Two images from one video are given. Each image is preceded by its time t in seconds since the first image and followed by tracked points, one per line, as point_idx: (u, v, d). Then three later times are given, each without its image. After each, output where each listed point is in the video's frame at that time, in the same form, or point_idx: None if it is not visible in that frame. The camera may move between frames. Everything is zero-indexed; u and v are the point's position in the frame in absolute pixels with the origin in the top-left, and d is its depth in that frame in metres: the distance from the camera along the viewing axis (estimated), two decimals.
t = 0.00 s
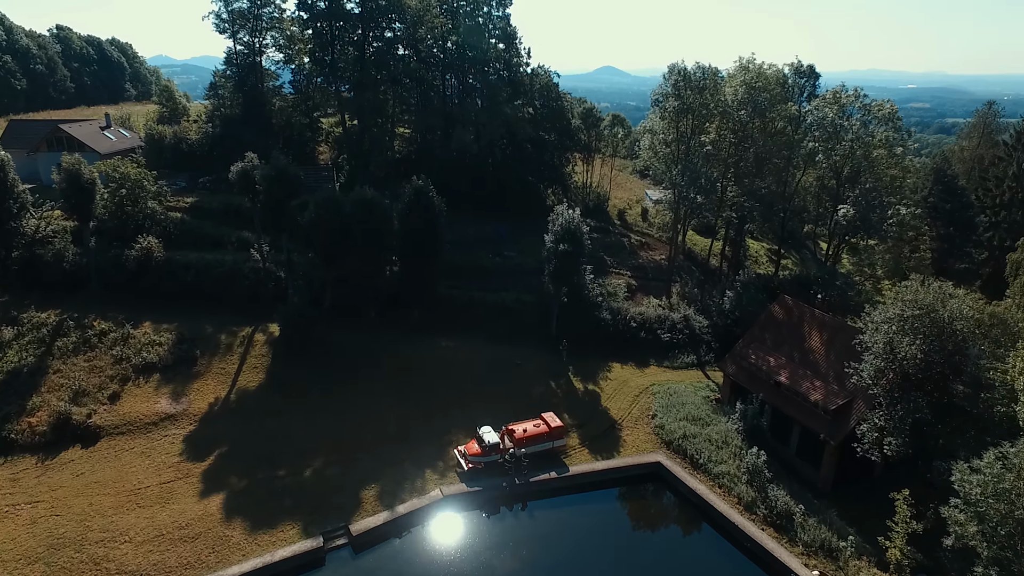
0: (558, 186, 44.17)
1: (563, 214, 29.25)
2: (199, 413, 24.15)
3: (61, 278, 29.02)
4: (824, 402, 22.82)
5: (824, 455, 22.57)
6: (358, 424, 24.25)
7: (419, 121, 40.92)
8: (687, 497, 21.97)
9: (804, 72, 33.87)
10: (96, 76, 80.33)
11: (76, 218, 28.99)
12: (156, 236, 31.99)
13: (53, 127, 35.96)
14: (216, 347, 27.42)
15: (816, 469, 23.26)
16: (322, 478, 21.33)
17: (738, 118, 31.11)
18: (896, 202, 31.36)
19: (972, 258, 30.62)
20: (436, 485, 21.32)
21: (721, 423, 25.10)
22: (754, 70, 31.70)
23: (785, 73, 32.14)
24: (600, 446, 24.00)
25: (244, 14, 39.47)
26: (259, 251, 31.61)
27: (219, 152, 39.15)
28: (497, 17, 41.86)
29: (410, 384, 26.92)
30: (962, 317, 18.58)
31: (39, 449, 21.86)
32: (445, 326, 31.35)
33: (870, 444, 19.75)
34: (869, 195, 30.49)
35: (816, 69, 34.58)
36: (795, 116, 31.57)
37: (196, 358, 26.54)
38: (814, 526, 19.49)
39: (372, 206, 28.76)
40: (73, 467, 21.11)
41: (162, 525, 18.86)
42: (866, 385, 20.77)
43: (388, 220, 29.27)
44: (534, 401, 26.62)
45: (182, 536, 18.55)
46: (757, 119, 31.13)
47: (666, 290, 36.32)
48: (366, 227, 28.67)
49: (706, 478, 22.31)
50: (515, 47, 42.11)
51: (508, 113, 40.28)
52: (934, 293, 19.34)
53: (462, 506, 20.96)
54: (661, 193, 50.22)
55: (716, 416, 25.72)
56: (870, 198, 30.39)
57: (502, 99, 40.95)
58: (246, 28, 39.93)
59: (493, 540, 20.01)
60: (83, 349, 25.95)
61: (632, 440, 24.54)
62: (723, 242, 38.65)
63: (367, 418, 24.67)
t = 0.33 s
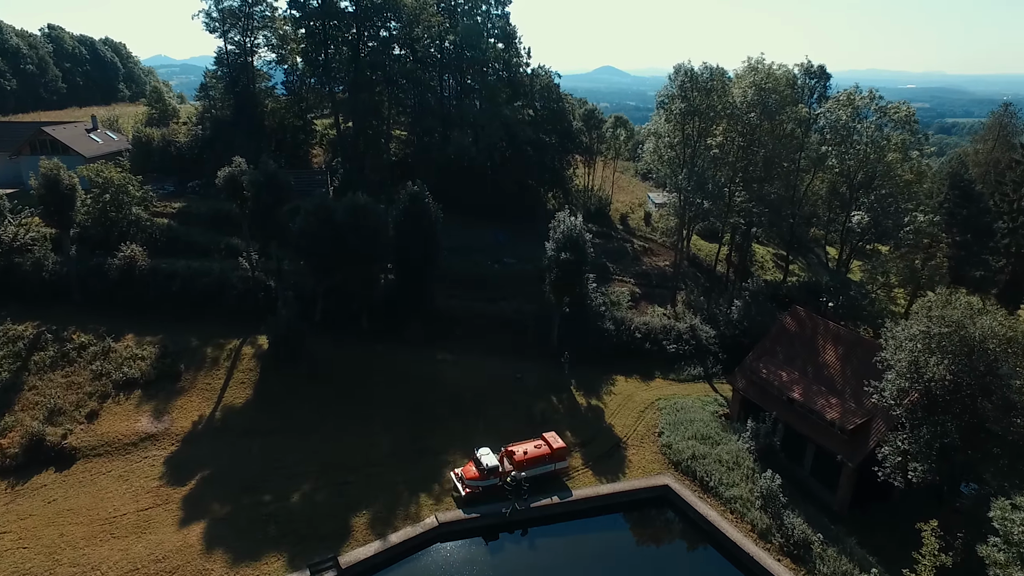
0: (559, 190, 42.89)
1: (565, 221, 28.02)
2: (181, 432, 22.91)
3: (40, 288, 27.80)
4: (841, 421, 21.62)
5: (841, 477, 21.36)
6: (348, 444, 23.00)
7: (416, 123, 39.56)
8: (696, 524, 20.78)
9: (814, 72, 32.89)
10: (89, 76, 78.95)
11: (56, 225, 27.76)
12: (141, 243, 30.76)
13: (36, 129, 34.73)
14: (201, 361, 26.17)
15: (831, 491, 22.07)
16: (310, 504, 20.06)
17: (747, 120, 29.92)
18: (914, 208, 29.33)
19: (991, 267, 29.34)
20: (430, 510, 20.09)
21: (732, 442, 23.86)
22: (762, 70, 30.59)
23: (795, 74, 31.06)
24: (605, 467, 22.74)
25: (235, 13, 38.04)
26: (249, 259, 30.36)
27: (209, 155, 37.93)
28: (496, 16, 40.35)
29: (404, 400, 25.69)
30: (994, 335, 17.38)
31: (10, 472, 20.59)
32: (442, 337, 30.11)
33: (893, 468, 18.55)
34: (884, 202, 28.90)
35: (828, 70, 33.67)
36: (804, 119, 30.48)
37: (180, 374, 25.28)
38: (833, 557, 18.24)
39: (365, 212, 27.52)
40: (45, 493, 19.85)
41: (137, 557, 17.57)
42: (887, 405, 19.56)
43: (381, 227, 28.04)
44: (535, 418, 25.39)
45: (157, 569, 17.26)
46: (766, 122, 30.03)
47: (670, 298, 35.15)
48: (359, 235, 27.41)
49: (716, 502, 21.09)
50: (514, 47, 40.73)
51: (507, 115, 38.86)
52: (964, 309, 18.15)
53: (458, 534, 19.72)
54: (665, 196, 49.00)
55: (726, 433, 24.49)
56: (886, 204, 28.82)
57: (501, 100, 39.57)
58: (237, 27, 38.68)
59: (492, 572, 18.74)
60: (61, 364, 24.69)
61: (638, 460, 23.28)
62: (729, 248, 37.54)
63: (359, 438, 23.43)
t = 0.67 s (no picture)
0: (560, 194, 41.68)
1: (567, 229, 26.66)
2: (162, 455, 21.60)
3: (17, 299, 26.45)
4: (861, 443, 20.35)
5: (861, 503, 20.11)
6: (339, 467, 21.68)
7: (412, 125, 37.96)
8: (708, 553, 19.53)
9: (827, 74, 31.48)
10: (81, 76, 77.54)
11: (32, 234, 26.40)
12: (125, 251, 29.45)
13: (17, 132, 33.43)
14: (185, 377, 24.85)
15: (851, 517, 20.82)
16: (297, 534, 18.68)
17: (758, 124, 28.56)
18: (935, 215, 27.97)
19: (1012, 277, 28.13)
20: (425, 541, 18.76)
21: (744, 464, 22.58)
22: (773, 71, 29.81)
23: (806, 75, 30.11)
24: (611, 492, 21.44)
25: (225, 11, 36.36)
26: (236, 268, 29.06)
27: (198, 159, 36.65)
28: (495, 14, 38.88)
29: (399, 419, 24.38)
30: None
31: None
32: (439, 350, 28.82)
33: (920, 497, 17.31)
34: (903, 208, 27.28)
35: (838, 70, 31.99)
36: (817, 121, 29.14)
37: (162, 391, 23.97)
38: None
39: (357, 220, 26.20)
40: (12, 523, 18.51)
41: None
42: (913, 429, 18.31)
43: (375, 234, 26.75)
44: (536, 437, 24.10)
45: None
46: (777, 125, 28.86)
47: (676, 307, 33.92)
48: (351, 244, 26.14)
49: (730, 531, 19.79)
50: (514, 46, 39.17)
51: (506, 117, 37.36)
52: (999, 329, 16.84)
53: (455, 566, 18.43)
54: (668, 200, 47.75)
55: (738, 454, 23.22)
56: (903, 210, 27.21)
57: (500, 101, 38.10)
58: (227, 26, 37.16)
59: None
60: (35, 381, 23.34)
61: (646, 483, 22.01)
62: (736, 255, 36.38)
63: (351, 460, 22.08)
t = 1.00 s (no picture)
0: (561, 199, 40.43)
1: (570, 238, 25.38)
2: (139, 481, 20.22)
3: None
4: (885, 469, 18.98)
5: (884, 534, 18.79)
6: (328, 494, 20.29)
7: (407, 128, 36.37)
8: None
9: (840, 75, 30.48)
10: (73, 77, 76.23)
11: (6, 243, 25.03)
12: (106, 261, 28.11)
13: None
14: (167, 395, 23.49)
15: (874, 547, 19.46)
16: (280, 571, 17.28)
17: (770, 127, 27.11)
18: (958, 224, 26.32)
19: None
20: None
21: (759, 490, 21.23)
22: (785, 72, 28.61)
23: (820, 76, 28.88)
24: (618, 521, 20.09)
25: (215, 10, 35.09)
26: (223, 278, 27.71)
27: (186, 163, 35.35)
28: (495, 13, 37.51)
29: (392, 440, 23.02)
30: None
31: None
32: (435, 364, 27.49)
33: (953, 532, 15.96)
34: (921, 216, 25.91)
35: (854, 71, 30.75)
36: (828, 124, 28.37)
37: (142, 411, 22.60)
38: None
39: (349, 229, 24.86)
40: None
41: None
42: (944, 458, 16.98)
43: (367, 244, 25.44)
44: (538, 460, 22.76)
45: None
46: (790, 128, 27.50)
47: (682, 317, 32.64)
48: (343, 254, 24.81)
49: (746, 565, 18.47)
50: (514, 47, 37.68)
51: (506, 119, 35.92)
52: None
53: None
54: (673, 205, 46.56)
55: (751, 478, 21.90)
56: (922, 219, 25.88)
57: (499, 103, 36.75)
58: (217, 24, 35.92)
59: None
60: (6, 401, 21.96)
61: (654, 510, 20.69)
62: (744, 263, 35.13)
63: (341, 486, 20.72)
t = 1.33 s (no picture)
0: (563, 204, 39.18)
1: (574, 248, 24.11)
2: (112, 511, 18.74)
3: None
4: (914, 500, 17.63)
5: (915, 570, 17.43)
6: (315, 525, 18.89)
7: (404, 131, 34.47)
8: None
9: (855, 75, 29.15)
10: (65, 77, 74.75)
11: None
12: (85, 271, 26.71)
13: None
14: (146, 416, 22.08)
15: None
16: None
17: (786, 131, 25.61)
18: (983, 234, 25.17)
19: None
20: None
21: (777, 520, 19.84)
22: (800, 73, 27.15)
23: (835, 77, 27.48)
24: (627, 554, 18.70)
25: (203, 8, 33.61)
26: (208, 290, 26.32)
27: (173, 167, 34.00)
28: (494, 11, 36.13)
29: (385, 464, 21.64)
30: None
31: None
32: (432, 380, 26.10)
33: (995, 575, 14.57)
34: (946, 226, 24.68)
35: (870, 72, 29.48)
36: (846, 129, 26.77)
37: (119, 434, 21.19)
38: None
39: (340, 239, 23.47)
40: None
41: None
42: (982, 491, 15.63)
43: (360, 254, 24.07)
44: (540, 485, 21.39)
45: None
46: (807, 132, 26.08)
47: (690, 328, 31.32)
48: (333, 266, 23.43)
49: None
50: (515, 46, 36.22)
51: (506, 121, 34.47)
52: None
53: None
54: (678, 210, 45.32)
55: (768, 507, 20.50)
56: (946, 230, 24.67)
57: (499, 105, 35.21)
58: (205, 23, 34.37)
59: None
60: None
61: (665, 542, 19.31)
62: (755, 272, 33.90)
63: (329, 515, 19.29)
